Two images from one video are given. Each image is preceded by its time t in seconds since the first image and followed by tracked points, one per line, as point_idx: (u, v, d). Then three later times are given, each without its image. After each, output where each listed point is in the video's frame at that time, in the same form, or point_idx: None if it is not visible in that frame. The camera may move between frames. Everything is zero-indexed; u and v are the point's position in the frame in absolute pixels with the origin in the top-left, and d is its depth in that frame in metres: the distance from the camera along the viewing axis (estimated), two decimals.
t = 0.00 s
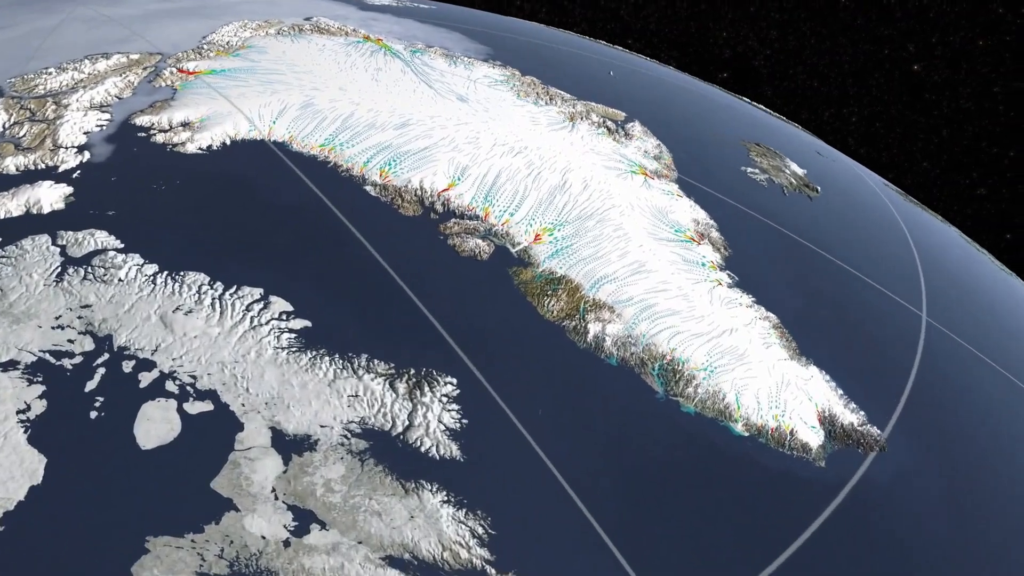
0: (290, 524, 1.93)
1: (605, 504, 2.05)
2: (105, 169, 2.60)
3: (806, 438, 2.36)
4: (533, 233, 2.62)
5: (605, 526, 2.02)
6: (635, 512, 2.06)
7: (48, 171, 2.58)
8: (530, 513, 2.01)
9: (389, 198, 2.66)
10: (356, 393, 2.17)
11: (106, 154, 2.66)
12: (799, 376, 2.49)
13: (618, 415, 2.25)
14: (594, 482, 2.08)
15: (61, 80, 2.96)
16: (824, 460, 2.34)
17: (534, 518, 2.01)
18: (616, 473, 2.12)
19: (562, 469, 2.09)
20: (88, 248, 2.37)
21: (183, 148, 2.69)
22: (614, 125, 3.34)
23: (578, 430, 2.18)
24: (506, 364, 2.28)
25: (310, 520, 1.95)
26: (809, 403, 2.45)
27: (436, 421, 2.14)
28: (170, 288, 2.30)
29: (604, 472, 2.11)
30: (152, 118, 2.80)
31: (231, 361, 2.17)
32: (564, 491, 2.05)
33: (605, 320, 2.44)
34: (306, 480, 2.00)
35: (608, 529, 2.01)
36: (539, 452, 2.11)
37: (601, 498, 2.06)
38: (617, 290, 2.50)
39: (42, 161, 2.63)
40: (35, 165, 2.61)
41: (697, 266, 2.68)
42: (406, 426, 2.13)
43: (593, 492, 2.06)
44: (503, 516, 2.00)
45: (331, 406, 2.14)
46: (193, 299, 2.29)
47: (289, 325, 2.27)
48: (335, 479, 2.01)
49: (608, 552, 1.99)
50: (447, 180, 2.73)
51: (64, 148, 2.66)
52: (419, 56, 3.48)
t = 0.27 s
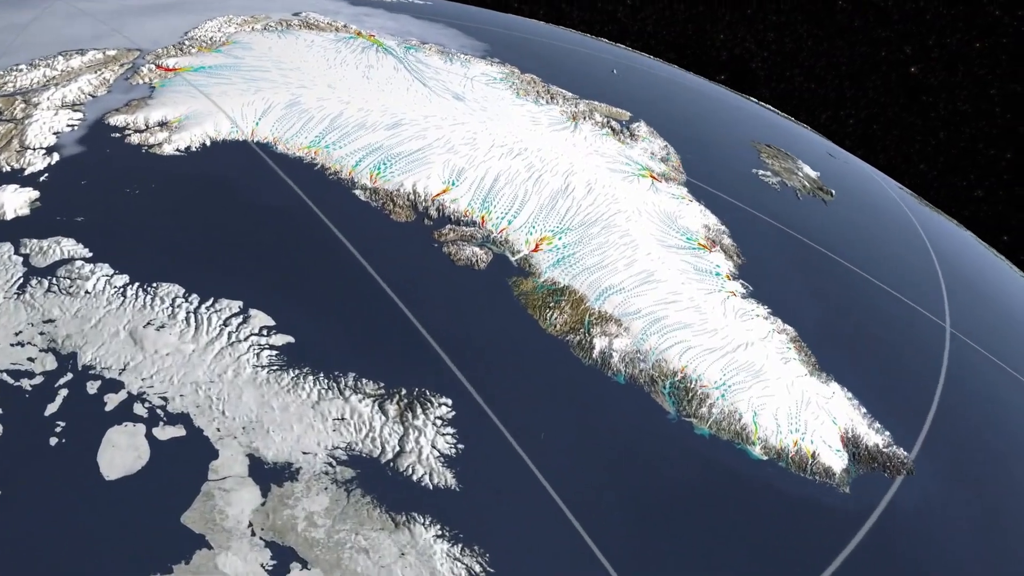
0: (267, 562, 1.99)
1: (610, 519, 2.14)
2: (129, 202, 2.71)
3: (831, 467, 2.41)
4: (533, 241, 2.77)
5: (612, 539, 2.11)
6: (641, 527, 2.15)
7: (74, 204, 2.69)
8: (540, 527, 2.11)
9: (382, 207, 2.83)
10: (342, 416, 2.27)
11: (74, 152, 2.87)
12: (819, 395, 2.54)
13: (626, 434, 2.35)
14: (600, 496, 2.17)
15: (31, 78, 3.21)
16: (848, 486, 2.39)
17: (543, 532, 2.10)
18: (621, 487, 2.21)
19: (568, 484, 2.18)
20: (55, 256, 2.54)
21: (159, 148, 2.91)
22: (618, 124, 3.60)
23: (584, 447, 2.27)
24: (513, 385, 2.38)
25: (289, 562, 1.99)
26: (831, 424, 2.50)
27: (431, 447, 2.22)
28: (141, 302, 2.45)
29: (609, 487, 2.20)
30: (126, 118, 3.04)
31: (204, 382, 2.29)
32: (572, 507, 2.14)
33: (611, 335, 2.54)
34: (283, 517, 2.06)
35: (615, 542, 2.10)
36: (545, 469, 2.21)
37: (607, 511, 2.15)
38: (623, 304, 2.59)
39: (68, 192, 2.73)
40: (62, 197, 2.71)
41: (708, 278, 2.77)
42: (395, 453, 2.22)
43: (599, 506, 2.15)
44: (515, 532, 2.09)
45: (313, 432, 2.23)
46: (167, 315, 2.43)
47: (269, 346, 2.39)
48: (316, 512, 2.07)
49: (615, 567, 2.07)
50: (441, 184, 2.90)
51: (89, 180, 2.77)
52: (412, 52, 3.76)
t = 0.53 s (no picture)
0: None
1: (610, 518, 2.46)
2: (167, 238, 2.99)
3: (861, 497, 2.74)
4: (534, 246, 3.18)
5: (615, 538, 2.43)
6: (638, 521, 2.48)
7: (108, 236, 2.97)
8: (554, 537, 2.39)
9: (373, 210, 3.22)
10: (327, 439, 2.52)
11: (42, 152, 3.28)
12: (842, 414, 2.91)
13: (628, 441, 2.68)
14: (600, 497, 2.50)
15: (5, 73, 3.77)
16: (875, 511, 2.71)
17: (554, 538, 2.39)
18: (620, 488, 2.54)
19: (571, 490, 2.49)
20: (20, 266, 2.86)
21: (136, 148, 3.33)
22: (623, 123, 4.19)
23: (584, 448, 2.61)
24: (515, 393, 2.72)
25: None
26: (854, 444, 2.84)
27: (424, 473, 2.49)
28: (110, 314, 2.75)
29: (609, 487, 2.53)
30: (100, 115, 3.49)
31: (178, 402, 2.56)
32: (575, 509, 2.45)
33: (619, 348, 2.90)
34: (265, 549, 2.28)
35: (616, 540, 2.42)
36: (555, 477, 2.51)
37: (606, 513, 2.47)
38: (630, 314, 2.97)
39: (103, 228, 2.99)
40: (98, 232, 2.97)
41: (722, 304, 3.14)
42: (383, 481, 2.47)
43: (599, 506, 2.48)
44: (527, 535, 2.38)
45: (294, 456, 2.48)
46: (138, 328, 2.72)
47: (251, 363, 2.66)
48: (298, 545, 2.30)
49: (619, 564, 2.38)
50: (435, 188, 3.31)
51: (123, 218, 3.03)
52: (406, 47, 4.34)
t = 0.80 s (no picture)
0: None
1: (613, 528, 2.70)
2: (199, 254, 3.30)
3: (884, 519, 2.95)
4: (535, 251, 3.55)
5: (620, 545, 2.67)
6: (641, 527, 2.73)
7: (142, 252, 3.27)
8: (559, 546, 2.61)
9: (365, 211, 3.60)
10: (311, 462, 2.73)
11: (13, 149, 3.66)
12: (865, 431, 3.14)
13: (633, 454, 2.94)
14: (602, 504, 2.75)
15: None
16: (901, 535, 2.93)
17: (567, 551, 2.61)
18: (621, 496, 2.80)
19: (574, 492, 2.76)
20: None
21: (112, 147, 3.71)
22: (628, 122, 4.63)
23: (583, 455, 2.88)
24: (513, 396, 3.01)
25: None
26: (877, 463, 3.06)
27: (417, 498, 2.68)
28: (77, 325, 3.02)
29: (611, 495, 2.79)
30: (74, 110, 3.92)
31: (149, 419, 2.79)
32: (577, 516, 2.70)
33: (625, 360, 3.20)
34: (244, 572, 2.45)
35: (618, 548, 2.66)
36: (557, 480, 2.77)
37: (609, 520, 2.72)
38: (637, 324, 3.28)
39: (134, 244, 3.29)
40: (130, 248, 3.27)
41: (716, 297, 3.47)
42: (372, 506, 2.66)
43: (601, 514, 2.73)
44: (536, 546, 2.59)
45: (276, 480, 2.68)
46: (107, 340, 2.99)
47: (228, 379, 2.91)
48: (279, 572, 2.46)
49: None
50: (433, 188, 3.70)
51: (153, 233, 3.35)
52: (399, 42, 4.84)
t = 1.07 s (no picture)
0: None
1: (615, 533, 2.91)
2: (211, 262, 3.50)
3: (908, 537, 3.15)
4: (537, 256, 3.76)
5: (622, 552, 2.87)
6: (644, 535, 2.93)
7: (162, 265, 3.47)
8: (571, 554, 2.82)
9: (357, 210, 3.83)
10: (295, 483, 2.92)
11: None
12: (887, 447, 3.34)
13: (632, 460, 3.15)
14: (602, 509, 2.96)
15: None
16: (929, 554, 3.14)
17: (572, 556, 2.82)
18: (619, 501, 3.00)
19: (579, 500, 2.96)
20: None
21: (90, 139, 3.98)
22: (634, 118, 4.87)
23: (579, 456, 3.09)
24: (513, 400, 3.21)
25: None
26: (900, 480, 3.26)
27: (410, 522, 2.87)
28: (49, 335, 3.24)
29: (610, 500, 2.99)
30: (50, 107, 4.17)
31: (120, 436, 3.00)
32: (579, 522, 2.91)
33: (634, 370, 3.41)
34: None
35: (619, 551, 2.86)
36: (557, 484, 2.99)
37: (612, 527, 2.92)
38: (645, 333, 3.50)
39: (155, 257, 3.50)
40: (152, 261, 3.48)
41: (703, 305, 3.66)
42: (360, 531, 2.84)
43: (603, 520, 2.93)
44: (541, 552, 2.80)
45: (256, 502, 2.88)
46: (77, 350, 3.20)
47: (205, 393, 3.11)
48: None
49: None
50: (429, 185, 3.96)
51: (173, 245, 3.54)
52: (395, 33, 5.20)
